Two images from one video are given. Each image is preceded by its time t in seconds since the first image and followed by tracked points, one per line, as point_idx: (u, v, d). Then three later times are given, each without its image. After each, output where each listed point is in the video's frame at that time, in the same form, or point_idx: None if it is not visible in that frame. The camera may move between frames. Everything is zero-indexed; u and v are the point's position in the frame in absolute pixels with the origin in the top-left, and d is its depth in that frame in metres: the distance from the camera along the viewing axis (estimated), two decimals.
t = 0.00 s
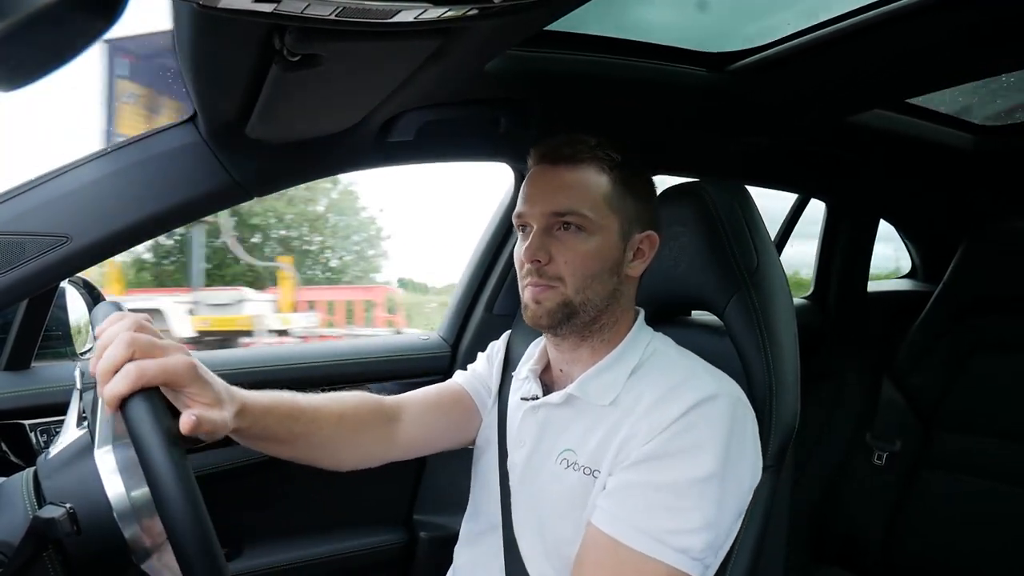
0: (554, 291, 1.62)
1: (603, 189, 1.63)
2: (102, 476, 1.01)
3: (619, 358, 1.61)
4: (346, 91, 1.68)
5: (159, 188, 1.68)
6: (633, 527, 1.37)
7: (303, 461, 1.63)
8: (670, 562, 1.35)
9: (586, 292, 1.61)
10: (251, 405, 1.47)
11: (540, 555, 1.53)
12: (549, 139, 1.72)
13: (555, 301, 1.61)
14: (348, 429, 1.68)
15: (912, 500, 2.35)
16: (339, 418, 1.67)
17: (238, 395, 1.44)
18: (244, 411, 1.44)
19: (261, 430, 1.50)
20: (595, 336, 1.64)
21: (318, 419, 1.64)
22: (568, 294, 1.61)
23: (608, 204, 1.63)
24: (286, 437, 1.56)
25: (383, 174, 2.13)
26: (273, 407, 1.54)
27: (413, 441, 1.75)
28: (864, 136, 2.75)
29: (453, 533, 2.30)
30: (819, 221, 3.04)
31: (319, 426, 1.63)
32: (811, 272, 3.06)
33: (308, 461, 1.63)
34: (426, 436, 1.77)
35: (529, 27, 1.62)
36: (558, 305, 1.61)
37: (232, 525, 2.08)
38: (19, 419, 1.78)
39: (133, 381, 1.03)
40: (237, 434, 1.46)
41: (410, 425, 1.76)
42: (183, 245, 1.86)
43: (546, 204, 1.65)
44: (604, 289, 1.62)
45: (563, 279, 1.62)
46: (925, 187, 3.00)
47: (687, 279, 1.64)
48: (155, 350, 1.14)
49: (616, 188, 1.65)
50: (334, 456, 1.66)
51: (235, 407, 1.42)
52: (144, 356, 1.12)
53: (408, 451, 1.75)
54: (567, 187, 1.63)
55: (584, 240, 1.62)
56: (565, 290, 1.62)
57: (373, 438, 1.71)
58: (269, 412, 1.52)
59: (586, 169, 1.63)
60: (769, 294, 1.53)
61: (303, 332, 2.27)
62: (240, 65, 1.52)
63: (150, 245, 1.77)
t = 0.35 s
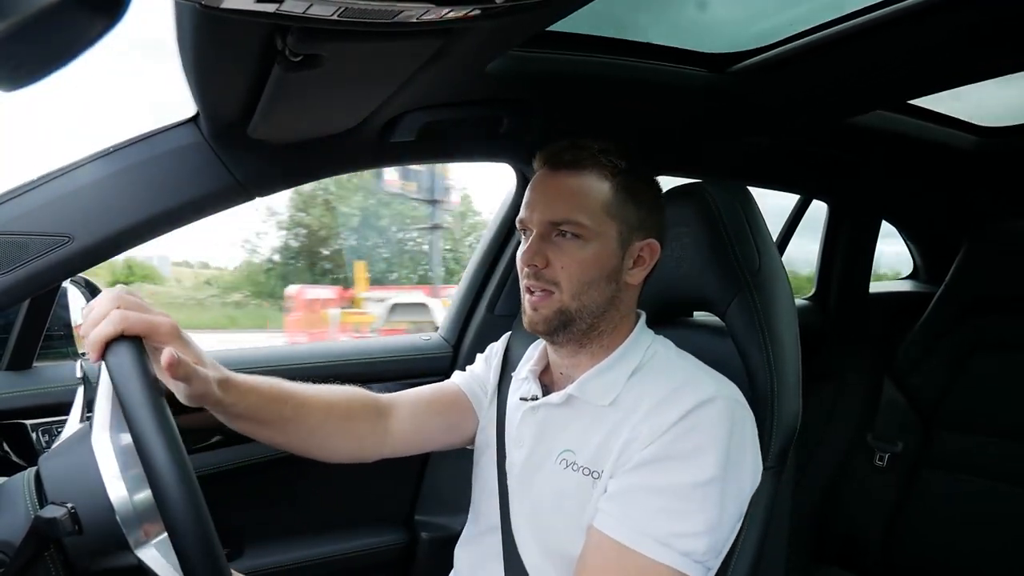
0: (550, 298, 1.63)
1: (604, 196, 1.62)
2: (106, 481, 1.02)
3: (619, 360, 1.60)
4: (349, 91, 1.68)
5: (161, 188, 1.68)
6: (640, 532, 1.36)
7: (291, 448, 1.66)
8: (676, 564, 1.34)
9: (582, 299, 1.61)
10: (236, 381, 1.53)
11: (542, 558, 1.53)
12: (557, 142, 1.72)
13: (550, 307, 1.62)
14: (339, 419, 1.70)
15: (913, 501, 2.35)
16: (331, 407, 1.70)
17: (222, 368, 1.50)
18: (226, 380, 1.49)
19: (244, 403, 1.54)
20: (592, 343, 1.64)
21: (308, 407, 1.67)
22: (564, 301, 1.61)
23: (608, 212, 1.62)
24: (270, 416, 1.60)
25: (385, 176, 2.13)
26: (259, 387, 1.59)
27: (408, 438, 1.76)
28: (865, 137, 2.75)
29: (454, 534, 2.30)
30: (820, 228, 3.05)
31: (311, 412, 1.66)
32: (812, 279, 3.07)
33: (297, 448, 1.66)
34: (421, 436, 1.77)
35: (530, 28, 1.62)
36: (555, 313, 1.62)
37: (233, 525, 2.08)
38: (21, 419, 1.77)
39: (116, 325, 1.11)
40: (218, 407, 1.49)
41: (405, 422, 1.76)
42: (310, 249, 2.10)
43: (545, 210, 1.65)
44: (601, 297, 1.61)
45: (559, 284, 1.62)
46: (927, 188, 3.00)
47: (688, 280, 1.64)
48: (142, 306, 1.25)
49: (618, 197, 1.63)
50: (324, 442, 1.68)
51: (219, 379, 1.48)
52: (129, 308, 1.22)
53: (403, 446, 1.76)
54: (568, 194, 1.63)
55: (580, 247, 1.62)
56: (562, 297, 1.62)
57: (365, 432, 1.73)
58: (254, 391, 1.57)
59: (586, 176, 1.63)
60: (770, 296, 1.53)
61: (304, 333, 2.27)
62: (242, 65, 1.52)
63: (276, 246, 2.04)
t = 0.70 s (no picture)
0: (560, 295, 1.62)
1: (612, 194, 1.62)
2: (107, 479, 1.02)
3: (625, 358, 1.60)
4: (351, 91, 1.68)
5: (163, 187, 1.68)
6: (642, 527, 1.37)
7: (286, 440, 1.67)
8: (674, 560, 1.35)
9: (590, 297, 1.60)
10: (229, 368, 1.54)
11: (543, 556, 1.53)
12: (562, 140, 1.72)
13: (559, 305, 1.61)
14: (337, 413, 1.70)
15: (914, 501, 2.35)
16: (329, 400, 1.70)
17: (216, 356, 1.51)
18: (217, 366, 1.50)
19: (236, 392, 1.54)
20: (600, 341, 1.63)
21: (303, 399, 1.67)
22: (574, 299, 1.61)
23: (617, 209, 1.63)
24: (264, 407, 1.60)
25: (389, 175, 2.14)
26: (253, 378, 1.59)
27: (407, 436, 1.76)
28: (867, 137, 2.74)
29: (455, 533, 2.30)
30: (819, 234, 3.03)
31: (309, 404, 1.67)
32: (812, 279, 3.02)
33: (292, 440, 1.66)
34: (421, 434, 1.77)
35: (532, 28, 1.62)
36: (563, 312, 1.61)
37: (234, 524, 2.08)
38: (22, 418, 1.77)
39: (110, 298, 1.17)
40: (207, 393, 1.50)
41: (405, 419, 1.76)
42: (401, 249, 2.22)
43: (554, 208, 1.65)
44: (609, 295, 1.60)
45: (569, 282, 1.62)
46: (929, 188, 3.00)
47: (691, 279, 1.63)
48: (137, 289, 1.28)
49: (627, 194, 1.63)
50: (320, 435, 1.68)
51: (211, 365, 1.49)
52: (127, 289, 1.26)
53: (402, 444, 1.76)
54: (577, 191, 1.63)
55: (590, 245, 1.62)
56: (571, 294, 1.62)
57: (364, 427, 1.73)
58: (249, 381, 1.58)
59: (595, 172, 1.63)
60: (775, 295, 1.53)
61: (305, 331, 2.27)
62: (244, 64, 1.52)
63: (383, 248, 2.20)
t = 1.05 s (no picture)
0: (557, 301, 1.60)
1: (608, 197, 1.62)
2: (106, 485, 1.02)
3: (626, 359, 1.60)
4: (349, 94, 1.68)
5: (161, 193, 1.68)
6: (643, 527, 1.37)
7: (293, 451, 1.65)
8: (675, 560, 1.35)
9: (590, 300, 1.59)
10: (243, 387, 1.50)
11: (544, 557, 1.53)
12: (552, 144, 1.71)
13: (560, 311, 1.59)
14: (343, 421, 1.70)
15: (914, 501, 2.35)
16: (337, 409, 1.69)
17: (229, 375, 1.47)
18: (232, 387, 1.47)
19: (249, 410, 1.51)
20: (598, 343, 1.63)
21: (315, 409, 1.66)
22: (573, 303, 1.59)
23: (613, 211, 1.62)
24: (277, 422, 1.58)
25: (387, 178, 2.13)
26: (265, 392, 1.57)
27: (414, 444, 1.76)
28: (864, 138, 2.75)
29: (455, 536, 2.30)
30: (819, 228, 3.03)
31: (320, 412, 1.66)
32: (810, 281, 3.04)
33: (300, 451, 1.65)
34: (427, 442, 1.77)
35: (529, 31, 1.63)
36: (562, 315, 1.59)
37: (234, 529, 2.08)
38: (21, 424, 1.77)
39: (121, 338, 1.10)
40: (222, 413, 1.46)
41: (412, 428, 1.76)
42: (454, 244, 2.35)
43: (550, 214, 1.63)
44: (608, 299, 1.60)
45: (567, 287, 1.60)
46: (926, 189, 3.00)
47: (690, 281, 1.64)
48: (146, 318, 1.23)
49: (621, 196, 1.63)
50: (328, 445, 1.67)
51: (227, 386, 1.46)
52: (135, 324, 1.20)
53: (407, 450, 1.75)
54: (571, 196, 1.62)
55: (588, 248, 1.60)
56: (570, 299, 1.60)
57: (370, 435, 1.72)
58: (263, 396, 1.55)
59: (590, 175, 1.62)
60: (773, 296, 1.54)
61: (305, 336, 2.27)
62: (242, 68, 1.52)
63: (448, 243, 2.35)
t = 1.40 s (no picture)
0: (568, 302, 1.61)
1: (611, 196, 1.62)
2: (105, 488, 1.02)
3: (626, 361, 1.60)
4: (349, 95, 1.68)
5: (161, 191, 1.67)
6: (643, 533, 1.37)
7: (293, 453, 1.64)
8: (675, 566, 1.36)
9: (599, 301, 1.60)
10: (242, 388, 1.49)
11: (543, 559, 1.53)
12: (554, 145, 1.71)
13: (570, 312, 1.60)
14: (343, 423, 1.69)
15: (913, 504, 2.34)
16: (337, 411, 1.69)
17: (226, 378, 1.46)
18: (232, 390, 1.46)
19: (248, 412, 1.50)
20: (601, 343, 1.64)
21: (314, 410, 1.66)
22: (582, 304, 1.60)
23: (618, 211, 1.62)
24: (275, 424, 1.57)
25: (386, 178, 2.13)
26: (265, 393, 1.56)
27: (413, 446, 1.76)
28: (864, 141, 2.75)
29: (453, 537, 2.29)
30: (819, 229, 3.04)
31: (318, 415, 1.66)
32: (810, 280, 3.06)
33: (300, 453, 1.64)
34: (426, 443, 1.77)
35: (529, 32, 1.63)
36: (570, 316, 1.60)
37: (232, 529, 2.07)
38: (18, 423, 1.76)
39: (122, 342, 1.10)
40: (222, 417, 1.46)
41: (411, 430, 1.76)
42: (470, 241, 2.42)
43: (556, 215, 1.63)
44: (616, 299, 1.61)
45: (577, 289, 1.61)
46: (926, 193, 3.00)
47: (690, 283, 1.63)
48: (145, 322, 1.23)
49: (624, 195, 1.63)
50: (328, 446, 1.67)
51: (227, 388, 1.45)
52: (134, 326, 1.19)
53: (406, 452, 1.75)
54: (576, 197, 1.62)
55: (595, 249, 1.61)
56: (579, 299, 1.61)
57: (369, 437, 1.72)
58: (263, 398, 1.54)
59: (593, 176, 1.62)
60: (771, 298, 1.53)
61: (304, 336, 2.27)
62: (242, 68, 1.52)
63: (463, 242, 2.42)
